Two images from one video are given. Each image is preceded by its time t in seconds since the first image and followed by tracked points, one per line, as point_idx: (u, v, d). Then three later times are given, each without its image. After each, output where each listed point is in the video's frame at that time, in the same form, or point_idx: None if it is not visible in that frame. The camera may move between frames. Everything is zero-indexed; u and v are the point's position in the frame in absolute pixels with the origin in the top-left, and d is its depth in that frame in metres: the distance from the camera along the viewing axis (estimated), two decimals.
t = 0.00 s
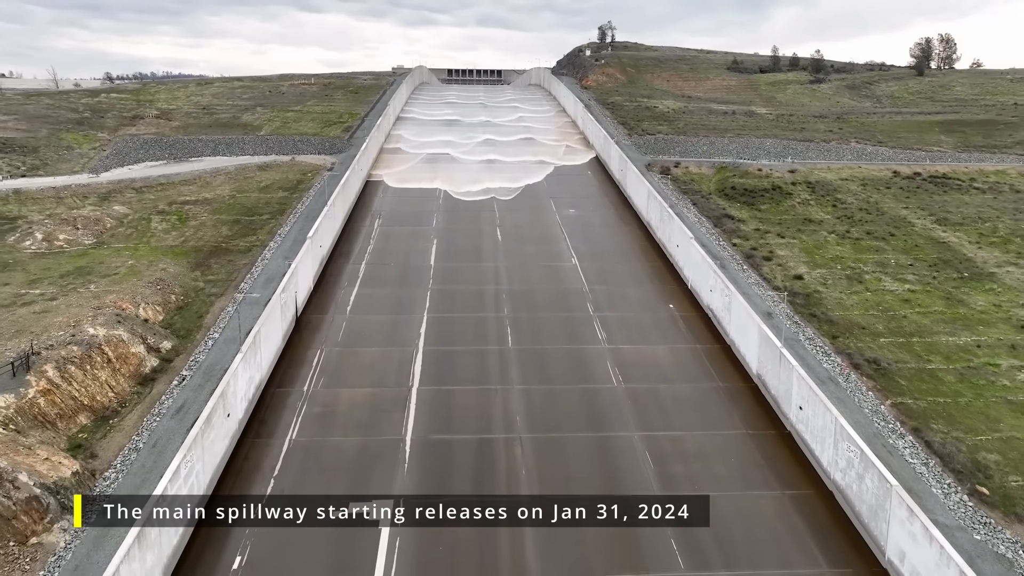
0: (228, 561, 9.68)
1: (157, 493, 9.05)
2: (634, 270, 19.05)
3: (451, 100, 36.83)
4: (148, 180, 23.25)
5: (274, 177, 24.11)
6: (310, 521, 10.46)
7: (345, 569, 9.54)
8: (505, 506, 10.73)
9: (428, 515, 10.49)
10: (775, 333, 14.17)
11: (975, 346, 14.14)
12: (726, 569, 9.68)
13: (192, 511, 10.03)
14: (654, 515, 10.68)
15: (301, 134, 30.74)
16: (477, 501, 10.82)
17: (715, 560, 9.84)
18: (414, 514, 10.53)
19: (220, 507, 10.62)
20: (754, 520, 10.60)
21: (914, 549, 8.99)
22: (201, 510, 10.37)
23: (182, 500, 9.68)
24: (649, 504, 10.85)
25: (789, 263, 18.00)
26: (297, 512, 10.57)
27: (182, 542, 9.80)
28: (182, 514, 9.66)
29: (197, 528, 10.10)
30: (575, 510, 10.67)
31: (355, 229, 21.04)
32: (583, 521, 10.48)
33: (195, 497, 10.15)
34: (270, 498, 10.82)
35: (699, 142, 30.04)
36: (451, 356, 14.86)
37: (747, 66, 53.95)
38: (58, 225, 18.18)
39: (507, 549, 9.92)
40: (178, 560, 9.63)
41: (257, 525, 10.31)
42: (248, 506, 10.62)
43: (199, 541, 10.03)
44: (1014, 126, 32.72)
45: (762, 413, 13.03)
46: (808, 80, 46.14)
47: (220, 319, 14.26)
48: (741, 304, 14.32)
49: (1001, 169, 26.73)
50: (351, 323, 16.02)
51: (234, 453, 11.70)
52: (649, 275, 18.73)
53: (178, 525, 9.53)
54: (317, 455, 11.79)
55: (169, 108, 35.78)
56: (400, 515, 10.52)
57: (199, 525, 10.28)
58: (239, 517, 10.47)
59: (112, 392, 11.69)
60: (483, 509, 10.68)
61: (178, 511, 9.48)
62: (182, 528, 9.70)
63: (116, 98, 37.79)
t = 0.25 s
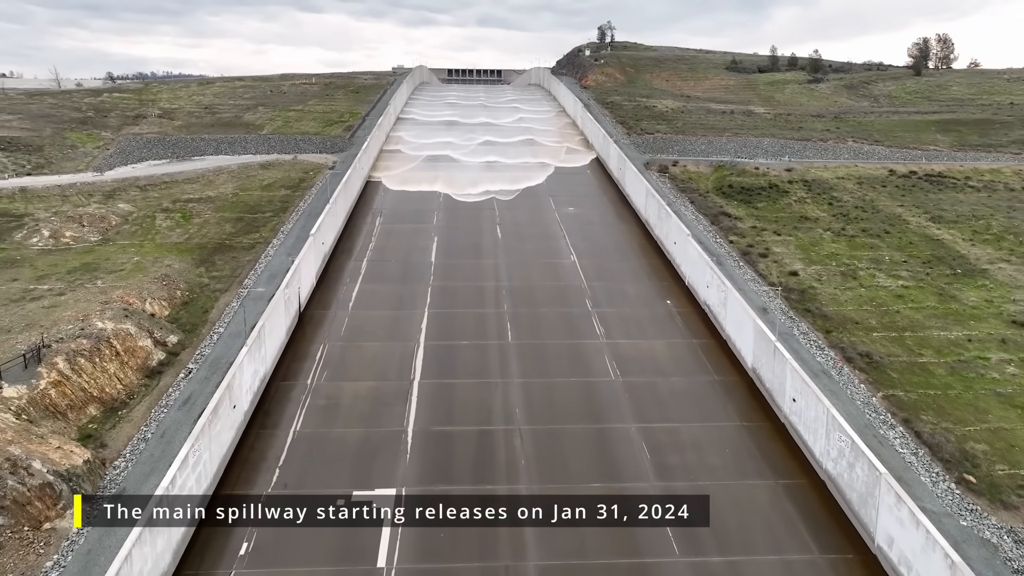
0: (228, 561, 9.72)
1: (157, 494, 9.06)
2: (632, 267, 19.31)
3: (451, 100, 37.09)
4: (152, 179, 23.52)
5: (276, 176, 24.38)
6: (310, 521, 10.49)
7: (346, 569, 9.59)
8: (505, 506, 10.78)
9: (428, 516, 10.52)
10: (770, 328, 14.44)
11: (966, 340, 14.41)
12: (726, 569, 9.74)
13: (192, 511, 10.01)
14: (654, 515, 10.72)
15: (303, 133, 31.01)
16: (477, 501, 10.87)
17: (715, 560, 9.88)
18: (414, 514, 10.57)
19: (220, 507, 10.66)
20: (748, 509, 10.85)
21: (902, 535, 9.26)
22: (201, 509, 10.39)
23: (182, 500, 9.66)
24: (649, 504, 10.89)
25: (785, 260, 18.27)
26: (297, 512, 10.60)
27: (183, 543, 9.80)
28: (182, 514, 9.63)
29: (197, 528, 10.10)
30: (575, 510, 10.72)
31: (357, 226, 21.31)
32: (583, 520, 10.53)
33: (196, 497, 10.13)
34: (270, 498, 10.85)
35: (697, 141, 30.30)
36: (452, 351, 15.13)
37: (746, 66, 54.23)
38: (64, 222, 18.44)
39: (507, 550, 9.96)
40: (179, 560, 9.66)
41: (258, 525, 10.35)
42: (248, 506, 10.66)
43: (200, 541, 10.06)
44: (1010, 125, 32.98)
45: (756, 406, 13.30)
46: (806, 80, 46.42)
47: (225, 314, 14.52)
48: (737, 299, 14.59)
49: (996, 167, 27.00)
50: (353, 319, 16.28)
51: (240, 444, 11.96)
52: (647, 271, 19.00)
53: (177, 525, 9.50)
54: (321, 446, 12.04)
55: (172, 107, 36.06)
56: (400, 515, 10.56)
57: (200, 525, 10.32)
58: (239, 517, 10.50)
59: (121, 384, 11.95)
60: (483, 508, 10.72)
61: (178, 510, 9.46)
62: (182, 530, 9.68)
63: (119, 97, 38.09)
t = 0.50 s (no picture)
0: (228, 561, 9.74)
1: (159, 493, 9.16)
2: (630, 264, 19.56)
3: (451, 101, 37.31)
4: (155, 177, 23.75)
5: (278, 175, 24.61)
6: (310, 521, 10.52)
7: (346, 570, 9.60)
8: (505, 506, 10.83)
9: (428, 516, 10.57)
10: (765, 323, 14.67)
11: (958, 335, 14.64)
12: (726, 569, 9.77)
13: (192, 511, 9.97)
14: (654, 515, 10.78)
15: (305, 133, 31.24)
16: (477, 501, 10.91)
17: (717, 561, 9.91)
18: (414, 514, 10.61)
19: (220, 507, 10.71)
20: (743, 500, 11.08)
21: (891, 523, 9.49)
22: (202, 510, 10.40)
23: (181, 499, 9.61)
24: (649, 504, 10.94)
25: (781, 257, 18.50)
26: (297, 512, 10.64)
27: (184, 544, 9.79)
28: (182, 514, 9.59)
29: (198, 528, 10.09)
30: (575, 510, 10.77)
31: (358, 224, 21.57)
32: (583, 520, 10.58)
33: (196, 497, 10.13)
34: (270, 498, 10.90)
35: (696, 140, 30.53)
36: (452, 346, 15.37)
37: (744, 66, 54.47)
38: (69, 220, 18.68)
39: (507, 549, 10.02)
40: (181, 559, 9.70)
41: (258, 525, 10.40)
42: (248, 506, 10.70)
43: (201, 540, 10.10)
44: (1006, 124, 33.21)
45: (752, 399, 13.54)
46: (804, 80, 46.66)
47: (229, 310, 14.75)
48: (733, 295, 14.82)
49: (992, 166, 27.22)
50: (355, 315, 16.52)
51: (245, 436, 12.20)
52: (645, 269, 19.23)
53: (177, 525, 9.45)
54: (324, 439, 12.27)
55: (174, 107, 36.30)
56: (400, 515, 10.60)
57: (201, 524, 10.35)
58: (239, 517, 10.55)
59: (128, 378, 12.19)
60: (483, 508, 10.77)
61: (177, 511, 9.42)
62: (182, 530, 9.66)
63: (121, 97, 38.35)
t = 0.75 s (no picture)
0: (229, 562, 9.77)
1: (160, 494, 9.22)
2: (628, 261, 19.83)
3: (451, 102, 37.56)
4: (159, 176, 24.01)
5: (280, 174, 24.87)
6: (310, 521, 10.58)
7: (348, 569, 9.65)
8: (505, 506, 10.88)
9: (428, 515, 10.61)
10: (761, 319, 14.93)
11: (949, 330, 14.91)
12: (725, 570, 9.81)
13: (192, 511, 9.96)
14: (653, 515, 10.82)
15: (306, 132, 31.50)
16: (477, 501, 10.96)
17: (715, 561, 9.96)
18: (414, 514, 10.66)
19: (220, 507, 10.74)
20: (737, 490, 11.35)
21: (880, 510, 9.77)
22: (202, 510, 10.41)
23: (182, 499, 9.59)
24: (649, 504, 11.00)
25: (777, 254, 18.77)
26: (297, 512, 10.70)
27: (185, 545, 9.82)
28: (182, 514, 9.56)
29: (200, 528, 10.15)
30: (574, 510, 10.83)
31: (360, 222, 21.85)
32: (583, 520, 10.63)
33: (196, 497, 10.14)
34: (270, 498, 10.94)
35: (694, 140, 30.80)
36: (453, 341, 15.64)
37: (743, 66, 54.75)
38: (75, 218, 18.94)
39: (508, 549, 10.05)
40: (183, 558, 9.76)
41: (258, 525, 10.44)
42: (248, 506, 10.75)
43: (209, 528, 10.38)
44: (1002, 124, 33.49)
45: (746, 393, 13.81)
46: (802, 80, 46.95)
47: (233, 306, 15.01)
48: (729, 291, 15.08)
49: (987, 166, 27.49)
50: (357, 311, 16.79)
51: (250, 428, 12.46)
52: (643, 266, 19.49)
53: (178, 525, 9.45)
54: (328, 431, 12.52)
55: (176, 106, 36.57)
56: (400, 514, 10.65)
57: (202, 524, 10.38)
58: (239, 517, 10.59)
59: (135, 371, 12.45)
60: (483, 508, 10.81)
61: (177, 511, 9.39)
62: (182, 531, 9.64)
63: (124, 96, 38.62)
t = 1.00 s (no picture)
0: (229, 563, 9.79)
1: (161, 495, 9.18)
2: (627, 259, 20.06)
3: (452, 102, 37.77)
4: (162, 175, 24.25)
5: (282, 173, 25.11)
6: (310, 521, 10.62)
7: (349, 567, 9.71)
8: (505, 506, 10.90)
9: (428, 516, 10.65)
10: (756, 314, 15.17)
11: (942, 326, 15.16)
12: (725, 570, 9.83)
13: (193, 511, 9.92)
14: (654, 515, 10.85)
15: (307, 132, 31.73)
16: (477, 501, 10.98)
17: (714, 562, 9.97)
18: (414, 514, 10.68)
19: (220, 507, 10.77)
20: (732, 482, 11.58)
21: (871, 499, 10.01)
22: (202, 510, 10.34)
23: (181, 499, 9.58)
24: (649, 504, 11.02)
25: (773, 252, 19.01)
26: (297, 512, 10.74)
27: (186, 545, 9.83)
28: (182, 514, 9.55)
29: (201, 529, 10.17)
30: (575, 510, 10.84)
31: (361, 221, 22.09)
32: (583, 521, 10.66)
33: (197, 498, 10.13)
34: (270, 499, 10.98)
35: (692, 139, 31.02)
36: (454, 337, 15.88)
37: (742, 66, 54.99)
38: (80, 216, 19.18)
39: (508, 549, 10.08)
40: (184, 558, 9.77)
41: (257, 525, 10.48)
42: (248, 506, 10.78)
43: (216, 515, 10.64)
44: (998, 123, 33.73)
45: (742, 387, 14.04)
46: (801, 80, 47.20)
47: (237, 302, 15.26)
48: (725, 288, 15.32)
49: (983, 165, 27.73)
50: (358, 307, 17.03)
51: (254, 421, 12.70)
52: (641, 263, 19.74)
53: (178, 526, 9.45)
54: (331, 424, 12.77)
55: (178, 106, 36.82)
56: (400, 515, 10.68)
57: (203, 526, 10.39)
58: (239, 517, 10.62)
59: (142, 365, 12.69)
60: (483, 509, 10.83)
61: (177, 511, 9.39)
62: (182, 531, 9.63)
63: (126, 96, 38.88)
